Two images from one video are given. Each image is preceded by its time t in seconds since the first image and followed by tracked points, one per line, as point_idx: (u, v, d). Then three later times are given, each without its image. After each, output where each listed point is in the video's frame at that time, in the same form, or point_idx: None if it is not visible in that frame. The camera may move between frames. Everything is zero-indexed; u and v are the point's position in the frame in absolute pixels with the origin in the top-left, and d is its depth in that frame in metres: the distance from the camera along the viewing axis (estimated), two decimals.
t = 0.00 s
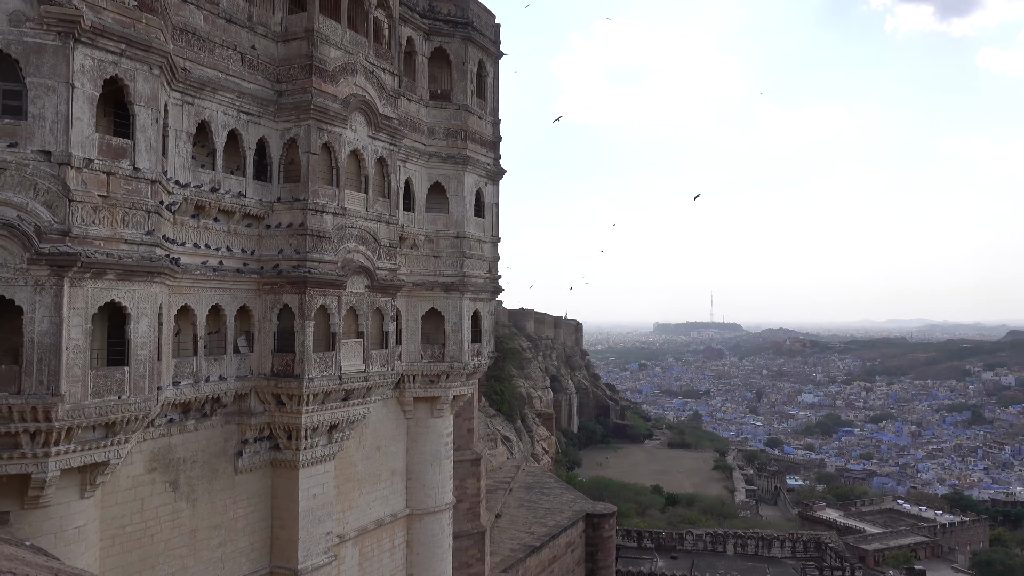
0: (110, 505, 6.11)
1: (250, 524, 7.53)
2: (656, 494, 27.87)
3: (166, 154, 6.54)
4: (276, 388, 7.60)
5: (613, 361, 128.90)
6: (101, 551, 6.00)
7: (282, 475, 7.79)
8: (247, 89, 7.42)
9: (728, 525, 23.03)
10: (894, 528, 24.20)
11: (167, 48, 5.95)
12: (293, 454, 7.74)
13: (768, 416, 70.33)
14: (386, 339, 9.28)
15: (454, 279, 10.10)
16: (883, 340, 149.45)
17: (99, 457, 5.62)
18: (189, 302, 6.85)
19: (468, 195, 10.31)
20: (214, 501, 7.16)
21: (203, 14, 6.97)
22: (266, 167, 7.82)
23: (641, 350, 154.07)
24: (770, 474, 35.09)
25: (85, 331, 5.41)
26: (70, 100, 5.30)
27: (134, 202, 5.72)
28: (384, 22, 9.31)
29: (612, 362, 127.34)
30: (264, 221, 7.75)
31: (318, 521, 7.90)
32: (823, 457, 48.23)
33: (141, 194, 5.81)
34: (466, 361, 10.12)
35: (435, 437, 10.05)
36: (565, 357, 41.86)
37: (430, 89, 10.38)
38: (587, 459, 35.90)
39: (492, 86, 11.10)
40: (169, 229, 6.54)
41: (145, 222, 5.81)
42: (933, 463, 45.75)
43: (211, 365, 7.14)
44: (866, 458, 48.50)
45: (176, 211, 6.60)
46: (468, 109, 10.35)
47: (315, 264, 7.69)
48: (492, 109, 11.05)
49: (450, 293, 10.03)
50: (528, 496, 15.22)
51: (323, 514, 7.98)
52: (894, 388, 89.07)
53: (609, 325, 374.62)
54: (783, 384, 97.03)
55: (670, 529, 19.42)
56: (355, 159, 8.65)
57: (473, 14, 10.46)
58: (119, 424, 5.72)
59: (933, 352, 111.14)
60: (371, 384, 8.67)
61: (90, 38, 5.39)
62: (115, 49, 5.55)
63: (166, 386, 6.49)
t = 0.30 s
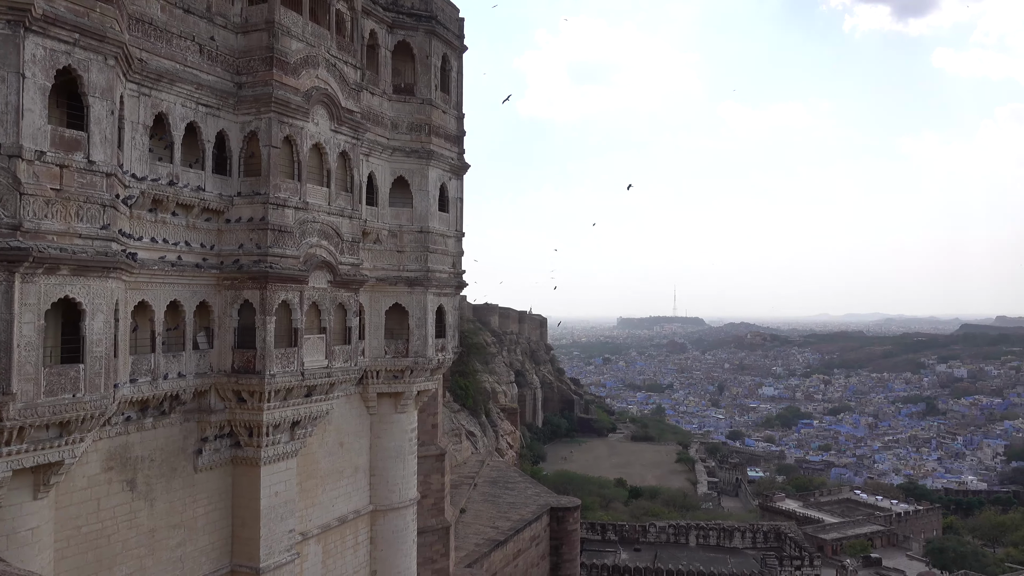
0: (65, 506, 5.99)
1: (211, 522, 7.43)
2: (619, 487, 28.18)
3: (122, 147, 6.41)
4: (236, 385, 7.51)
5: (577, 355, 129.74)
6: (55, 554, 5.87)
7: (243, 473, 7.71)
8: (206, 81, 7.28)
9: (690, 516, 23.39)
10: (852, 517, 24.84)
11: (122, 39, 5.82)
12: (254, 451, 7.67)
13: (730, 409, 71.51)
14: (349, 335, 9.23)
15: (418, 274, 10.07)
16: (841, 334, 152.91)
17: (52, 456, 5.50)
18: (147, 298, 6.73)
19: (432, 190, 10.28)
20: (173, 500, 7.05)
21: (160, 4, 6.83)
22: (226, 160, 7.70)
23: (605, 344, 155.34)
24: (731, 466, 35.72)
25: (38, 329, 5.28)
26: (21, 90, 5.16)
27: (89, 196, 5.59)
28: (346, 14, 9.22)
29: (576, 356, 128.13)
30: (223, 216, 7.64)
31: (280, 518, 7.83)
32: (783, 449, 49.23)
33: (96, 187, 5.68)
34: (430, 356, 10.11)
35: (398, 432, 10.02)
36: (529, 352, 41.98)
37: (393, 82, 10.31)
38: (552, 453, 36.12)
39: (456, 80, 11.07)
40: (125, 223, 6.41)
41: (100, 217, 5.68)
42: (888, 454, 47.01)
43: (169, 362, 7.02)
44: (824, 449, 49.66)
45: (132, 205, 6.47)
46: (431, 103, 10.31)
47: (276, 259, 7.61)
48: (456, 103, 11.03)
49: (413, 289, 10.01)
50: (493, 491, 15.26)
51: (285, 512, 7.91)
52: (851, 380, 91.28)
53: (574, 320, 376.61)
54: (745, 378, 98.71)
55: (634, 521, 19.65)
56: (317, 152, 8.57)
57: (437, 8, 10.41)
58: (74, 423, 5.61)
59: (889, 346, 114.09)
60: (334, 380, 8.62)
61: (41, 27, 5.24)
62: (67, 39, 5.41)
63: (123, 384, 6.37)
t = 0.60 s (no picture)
0: (17, 504, 5.84)
1: (169, 520, 7.31)
2: (582, 482, 28.42)
3: (76, 137, 6.25)
4: (195, 381, 7.39)
5: (541, 351, 130.26)
6: (5, 555, 5.71)
7: (202, 470, 7.58)
8: (164, 71, 7.14)
9: (652, 511, 23.69)
10: (809, 510, 25.41)
11: (77, 27, 5.68)
12: (214, 448, 7.55)
13: (691, 405, 72.56)
14: (311, 330, 9.14)
15: (381, 269, 10.01)
16: (801, 330, 156.04)
17: (3, 455, 5.36)
18: (103, 292, 6.58)
19: (396, 185, 10.23)
20: (130, 498, 6.92)
21: None
22: (185, 152, 7.55)
23: (569, 341, 156.21)
24: (692, 461, 36.28)
25: None
26: None
27: (42, 186, 5.44)
28: (309, 6, 9.11)
29: (540, 352, 128.65)
30: (182, 208, 7.50)
31: (240, 516, 7.72)
32: (742, 444, 50.11)
33: (49, 178, 5.53)
34: (394, 352, 10.07)
35: (361, 429, 9.96)
36: (494, 348, 42.02)
37: (357, 76, 10.22)
38: (516, 449, 36.24)
39: (421, 74, 11.02)
40: (80, 216, 6.26)
41: (54, 209, 5.53)
42: (845, 448, 48.16)
43: (126, 358, 6.88)
44: (783, 444, 50.69)
45: (87, 196, 6.33)
46: (395, 97, 10.25)
47: (236, 253, 7.51)
48: (420, 98, 10.98)
49: (377, 284, 9.95)
50: (457, 487, 15.26)
51: (245, 509, 7.80)
52: (809, 376, 93.31)
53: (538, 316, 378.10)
54: (706, 373, 100.14)
55: (597, 516, 19.85)
56: (279, 146, 8.46)
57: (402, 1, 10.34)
58: (26, 421, 5.47)
59: (846, 342, 116.83)
60: (295, 376, 8.53)
61: None
62: (19, 25, 5.26)
63: (77, 380, 6.23)
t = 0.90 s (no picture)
0: None
1: (121, 529, 7.14)
2: (543, 485, 28.51)
3: (26, 137, 6.09)
4: (150, 386, 7.25)
5: (503, 355, 130.33)
6: None
7: (157, 478, 7.44)
8: (119, 70, 7.00)
9: (613, 513, 23.84)
10: (767, 511, 25.87)
11: (27, 23, 5.54)
12: (169, 455, 7.41)
13: (652, 407, 73.37)
14: (270, 334, 9.04)
15: (341, 272, 9.94)
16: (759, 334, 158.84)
17: None
18: (54, 296, 6.42)
19: (357, 187, 10.17)
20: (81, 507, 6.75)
21: None
22: (140, 153, 7.39)
23: (532, 344, 156.67)
24: (653, 463, 36.68)
25: None
26: None
27: None
28: (269, 6, 9.02)
29: (502, 356, 128.72)
30: (137, 210, 7.35)
31: (197, 523, 7.58)
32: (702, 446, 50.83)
33: None
34: (354, 356, 10.00)
35: (321, 434, 9.87)
36: (456, 352, 41.93)
37: (317, 78, 10.15)
38: (478, 452, 36.22)
39: (383, 77, 10.99)
40: (29, 217, 6.10)
41: (3, 210, 5.39)
42: (801, 449, 49.18)
43: (78, 363, 6.71)
44: (741, 445, 51.54)
45: (38, 197, 6.18)
46: (357, 99, 10.20)
47: (193, 256, 7.39)
48: (382, 101, 10.94)
49: (337, 287, 9.88)
50: (418, 491, 15.21)
51: (202, 517, 7.66)
52: (767, 378, 95.07)
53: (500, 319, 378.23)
54: (667, 376, 101.34)
55: (559, 519, 19.93)
56: (238, 147, 8.35)
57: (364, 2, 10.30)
58: None
59: (803, 345, 119.37)
60: (253, 381, 8.41)
61: None
62: None
63: (27, 386, 6.06)
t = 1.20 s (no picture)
0: None
1: (78, 534, 6.99)
2: (509, 485, 28.58)
3: None
4: (108, 388, 7.10)
5: (469, 355, 130.15)
6: None
7: (115, 481, 7.29)
8: (74, 65, 6.85)
9: (578, 512, 24.00)
10: (730, 508, 26.30)
11: None
12: (127, 458, 7.27)
13: (617, 406, 73.96)
14: (232, 334, 8.92)
15: (305, 272, 9.83)
16: (722, 333, 161.08)
17: None
18: (7, 297, 6.26)
19: (321, 186, 10.09)
20: (36, 513, 6.59)
21: None
22: (97, 150, 7.23)
23: (497, 344, 156.74)
24: (618, 462, 37.01)
25: None
26: None
27: None
28: (230, 3, 8.91)
29: (468, 356, 128.54)
30: (94, 209, 7.19)
31: (157, 527, 7.45)
32: (666, 444, 51.44)
33: None
34: (318, 357, 9.92)
35: (285, 435, 9.77)
36: (421, 352, 41.75)
37: (280, 75, 10.04)
38: (444, 453, 36.14)
39: (347, 75, 10.92)
40: None
41: None
42: (763, 447, 50.02)
43: (32, 365, 6.54)
44: (705, 443, 52.28)
45: None
46: (321, 97, 10.12)
47: (152, 255, 7.27)
48: (346, 99, 10.86)
49: (300, 287, 9.77)
50: (383, 492, 15.13)
51: (161, 521, 7.53)
52: (730, 377, 96.50)
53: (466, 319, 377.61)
54: (631, 375, 102.22)
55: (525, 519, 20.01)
56: (198, 145, 8.23)
57: None
58: None
59: (764, 344, 121.53)
60: (214, 382, 8.29)
61: None
62: None
63: None
